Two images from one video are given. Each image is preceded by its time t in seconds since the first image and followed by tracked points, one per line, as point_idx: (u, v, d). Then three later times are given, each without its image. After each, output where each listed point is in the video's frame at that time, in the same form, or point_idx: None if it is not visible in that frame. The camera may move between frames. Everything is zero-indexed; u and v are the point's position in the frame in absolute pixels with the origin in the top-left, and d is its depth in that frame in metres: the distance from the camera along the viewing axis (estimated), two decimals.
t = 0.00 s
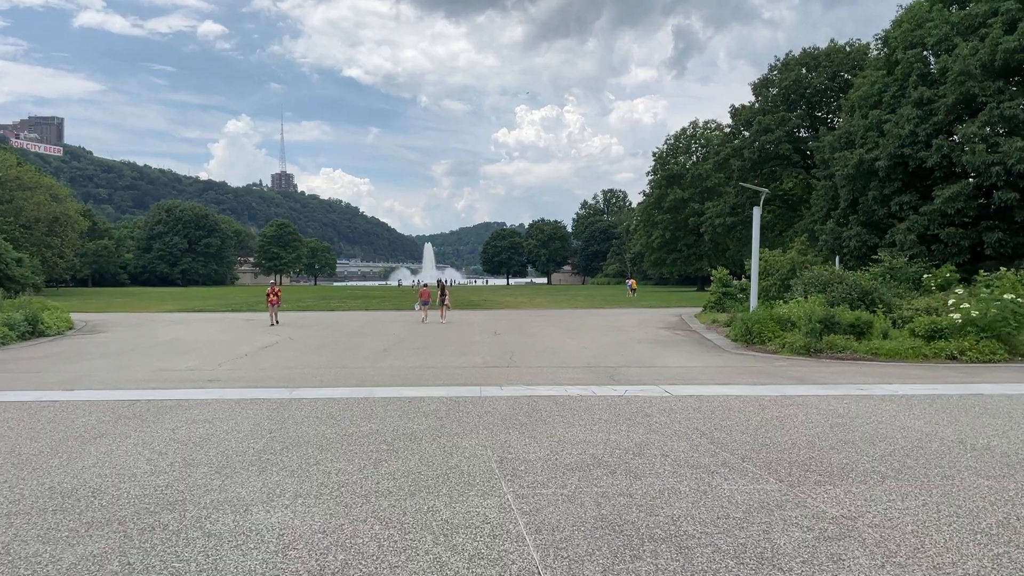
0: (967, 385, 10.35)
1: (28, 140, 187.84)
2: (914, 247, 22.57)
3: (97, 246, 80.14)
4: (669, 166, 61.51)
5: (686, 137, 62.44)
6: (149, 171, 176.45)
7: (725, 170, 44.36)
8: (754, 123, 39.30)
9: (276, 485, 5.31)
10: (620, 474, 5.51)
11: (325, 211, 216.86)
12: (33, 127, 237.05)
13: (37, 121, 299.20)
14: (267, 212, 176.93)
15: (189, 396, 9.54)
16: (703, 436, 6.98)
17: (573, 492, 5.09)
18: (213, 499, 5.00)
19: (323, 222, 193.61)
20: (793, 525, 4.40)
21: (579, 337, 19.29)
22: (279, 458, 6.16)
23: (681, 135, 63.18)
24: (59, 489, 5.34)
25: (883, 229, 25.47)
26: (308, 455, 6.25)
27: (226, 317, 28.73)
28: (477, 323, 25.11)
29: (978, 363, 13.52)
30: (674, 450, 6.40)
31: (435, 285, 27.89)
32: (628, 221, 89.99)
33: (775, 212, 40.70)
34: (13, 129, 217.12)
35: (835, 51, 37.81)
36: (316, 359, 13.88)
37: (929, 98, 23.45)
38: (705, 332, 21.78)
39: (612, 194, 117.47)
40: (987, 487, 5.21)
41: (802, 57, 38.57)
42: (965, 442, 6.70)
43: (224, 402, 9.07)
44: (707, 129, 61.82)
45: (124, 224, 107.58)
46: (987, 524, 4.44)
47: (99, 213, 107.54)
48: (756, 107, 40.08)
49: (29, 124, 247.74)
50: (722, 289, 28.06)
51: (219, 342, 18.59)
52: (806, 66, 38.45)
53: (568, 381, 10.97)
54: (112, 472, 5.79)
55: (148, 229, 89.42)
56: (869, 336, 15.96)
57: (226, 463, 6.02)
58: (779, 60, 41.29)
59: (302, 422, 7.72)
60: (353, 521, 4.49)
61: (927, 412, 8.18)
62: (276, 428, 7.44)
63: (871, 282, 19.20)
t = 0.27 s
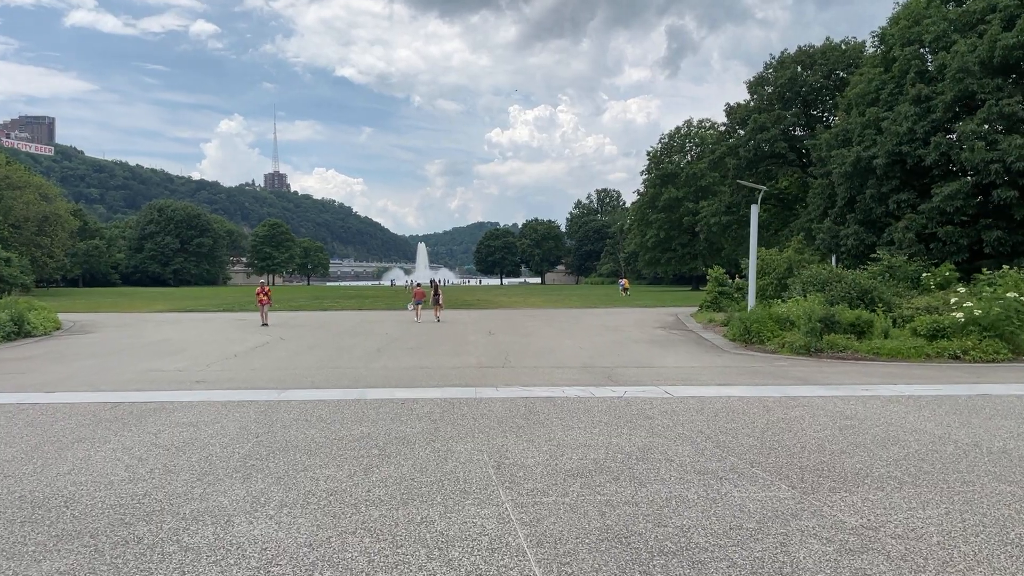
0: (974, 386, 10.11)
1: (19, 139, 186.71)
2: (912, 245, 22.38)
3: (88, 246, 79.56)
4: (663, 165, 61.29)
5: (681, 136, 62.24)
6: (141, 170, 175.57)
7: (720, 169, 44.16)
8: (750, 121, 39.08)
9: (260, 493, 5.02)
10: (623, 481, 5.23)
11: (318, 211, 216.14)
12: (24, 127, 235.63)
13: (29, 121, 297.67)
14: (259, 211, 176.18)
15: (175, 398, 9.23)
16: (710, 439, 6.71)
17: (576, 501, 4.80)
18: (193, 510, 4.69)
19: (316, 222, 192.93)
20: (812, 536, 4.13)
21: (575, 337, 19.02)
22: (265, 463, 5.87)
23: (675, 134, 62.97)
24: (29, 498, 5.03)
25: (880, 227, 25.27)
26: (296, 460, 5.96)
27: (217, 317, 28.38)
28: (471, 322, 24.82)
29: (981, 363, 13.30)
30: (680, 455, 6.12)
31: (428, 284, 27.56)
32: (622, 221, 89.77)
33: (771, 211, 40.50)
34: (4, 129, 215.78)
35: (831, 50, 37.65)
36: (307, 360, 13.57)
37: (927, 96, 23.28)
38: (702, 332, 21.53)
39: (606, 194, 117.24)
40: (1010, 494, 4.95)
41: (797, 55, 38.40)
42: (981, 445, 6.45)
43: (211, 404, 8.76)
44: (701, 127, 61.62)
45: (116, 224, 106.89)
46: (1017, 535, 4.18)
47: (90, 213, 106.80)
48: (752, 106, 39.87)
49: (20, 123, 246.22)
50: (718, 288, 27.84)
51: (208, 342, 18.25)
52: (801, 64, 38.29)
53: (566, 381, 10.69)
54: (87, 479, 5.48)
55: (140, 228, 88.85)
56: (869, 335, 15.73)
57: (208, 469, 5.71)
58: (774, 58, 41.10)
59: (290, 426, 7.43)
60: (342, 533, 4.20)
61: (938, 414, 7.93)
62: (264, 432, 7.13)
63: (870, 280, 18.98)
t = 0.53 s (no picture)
0: (984, 388, 9.87)
1: (15, 139, 186.34)
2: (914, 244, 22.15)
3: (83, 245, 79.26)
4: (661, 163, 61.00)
5: (678, 134, 61.95)
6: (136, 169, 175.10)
7: (719, 167, 43.92)
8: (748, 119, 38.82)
9: (248, 509, 4.74)
10: (631, 494, 4.98)
11: (314, 210, 215.60)
12: (18, 125, 234.59)
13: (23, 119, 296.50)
14: (255, 210, 175.68)
15: (163, 402, 8.94)
16: (720, 447, 6.45)
17: (582, 516, 4.53)
18: (173, 529, 4.41)
19: (313, 220, 192.43)
20: (835, 558, 3.87)
21: (573, 337, 18.77)
22: (254, 474, 5.59)
23: (672, 132, 62.69)
24: (0, 513, 4.74)
25: (881, 226, 25.06)
26: (288, 472, 5.67)
27: (211, 316, 28.09)
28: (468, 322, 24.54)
29: (987, 364, 13.07)
30: (690, 465, 5.87)
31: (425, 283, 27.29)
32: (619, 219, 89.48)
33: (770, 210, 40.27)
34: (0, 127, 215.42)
35: (830, 47, 37.41)
36: (301, 361, 13.29)
37: (928, 93, 23.09)
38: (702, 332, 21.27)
39: (603, 192, 117.00)
40: None
41: (796, 52, 38.21)
42: (1001, 453, 6.20)
43: (202, 409, 8.48)
44: (699, 125, 61.37)
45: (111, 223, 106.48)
46: None
47: (85, 212, 106.31)
48: (750, 104, 39.63)
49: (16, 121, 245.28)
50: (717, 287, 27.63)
51: (201, 342, 17.96)
52: (800, 61, 38.05)
53: (566, 384, 10.41)
54: (64, 493, 5.19)
55: (135, 227, 88.48)
56: (873, 336, 15.49)
57: (193, 481, 5.43)
58: (773, 55, 40.86)
59: (282, 432, 7.15)
60: (334, 555, 3.93)
61: (951, 419, 7.68)
62: (255, 439, 6.86)
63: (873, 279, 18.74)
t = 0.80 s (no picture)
0: (999, 390, 9.60)
1: (13, 139, 186.05)
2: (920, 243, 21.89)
3: (81, 245, 78.95)
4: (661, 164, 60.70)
5: (678, 134, 61.68)
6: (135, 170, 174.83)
7: (719, 167, 43.66)
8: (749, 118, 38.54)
9: (235, 522, 4.47)
10: (642, 504, 4.71)
11: (313, 211, 215.28)
12: (17, 126, 234.22)
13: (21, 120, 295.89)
14: (254, 211, 175.39)
15: (154, 406, 8.67)
16: (732, 453, 6.18)
17: (593, 529, 4.27)
18: (156, 544, 4.14)
19: (311, 221, 192.18)
20: None
21: (575, 338, 18.50)
22: (244, 484, 5.32)
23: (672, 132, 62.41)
24: None
25: (885, 226, 24.81)
26: (280, 481, 5.40)
27: (208, 317, 27.80)
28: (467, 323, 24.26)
29: (999, 365, 12.81)
30: (703, 472, 5.61)
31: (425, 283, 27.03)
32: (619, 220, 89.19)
33: (771, 210, 40.00)
34: None
35: (831, 45, 37.16)
36: (298, 363, 13.02)
37: (933, 91, 22.84)
38: (704, 332, 21.01)
39: (602, 193, 116.72)
40: None
41: (797, 51, 37.96)
42: None
43: (193, 413, 8.20)
44: (699, 125, 61.11)
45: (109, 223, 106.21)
46: None
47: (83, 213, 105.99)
48: (751, 103, 39.37)
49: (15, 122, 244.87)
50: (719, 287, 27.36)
51: (196, 344, 17.67)
52: (801, 60, 37.80)
53: (568, 386, 10.13)
54: (43, 503, 4.92)
55: (133, 228, 88.22)
56: (880, 336, 15.22)
57: (180, 491, 5.15)
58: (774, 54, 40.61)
59: (275, 438, 6.87)
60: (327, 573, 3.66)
61: (970, 423, 7.41)
62: (247, 445, 6.59)
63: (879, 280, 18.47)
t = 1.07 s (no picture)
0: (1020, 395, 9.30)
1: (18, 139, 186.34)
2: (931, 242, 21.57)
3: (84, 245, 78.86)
4: (665, 162, 60.33)
5: (683, 132, 61.30)
6: (139, 169, 174.97)
7: (725, 165, 43.33)
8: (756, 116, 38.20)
9: (225, 540, 4.20)
10: (658, 521, 4.44)
11: (317, 210, 215.25)
12: (22, 126, 234.42)
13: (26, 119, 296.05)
14: (258, 210, 175.37)
15: (149, 411, 8.39)
16: (749, 463, 5.92)
17: (606, 548, 4.00)
18: (140, 565, 3.88)
19: (315, 221, 192.14)
20: None
21: (580, 339, 18.22)
22: (237, 497, 5.06)
23: (677, 130, 62.05)
24: None
25: (894, 224, 24.49)
26: (275, 494, 5.14)
27: (209, 317, 27.57)
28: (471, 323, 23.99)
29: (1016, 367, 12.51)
30: (720, 483, 5.34)
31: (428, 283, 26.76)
32: (623, 219, 88.85)
33: (778, 208, 39.65)
34: (4, 128, 215.65)
35: (838, 42, 36.82)
36: (299, 365, 12.76)
37: (944, 87, 22.51)
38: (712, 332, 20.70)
39: (606, 192, 116.35)
40: None
41: (804, 48, 37.62)
42: None
43: (189, 418, 7.94)
44: (704, 124, 60.75)
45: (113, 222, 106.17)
46: None
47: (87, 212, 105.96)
48: (757, 100, 39.03)
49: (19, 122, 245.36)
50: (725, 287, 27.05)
51: (197, 345, 17.41)
52: (808, 57, 37.46)
53: (576, 390, 9.85)
54: (24, 519, 4.65)
55: (137, 227, 88.15)
56: (893, 338, 14.93)
57: (170, 505, 4.89)
58: (780, 52, 40.26)
59: (273, 446, 6.60)
60: None
61: (995, 430, 7.13)
62: (243, 454, 6.32)
63: (890, 279, 18.16)
